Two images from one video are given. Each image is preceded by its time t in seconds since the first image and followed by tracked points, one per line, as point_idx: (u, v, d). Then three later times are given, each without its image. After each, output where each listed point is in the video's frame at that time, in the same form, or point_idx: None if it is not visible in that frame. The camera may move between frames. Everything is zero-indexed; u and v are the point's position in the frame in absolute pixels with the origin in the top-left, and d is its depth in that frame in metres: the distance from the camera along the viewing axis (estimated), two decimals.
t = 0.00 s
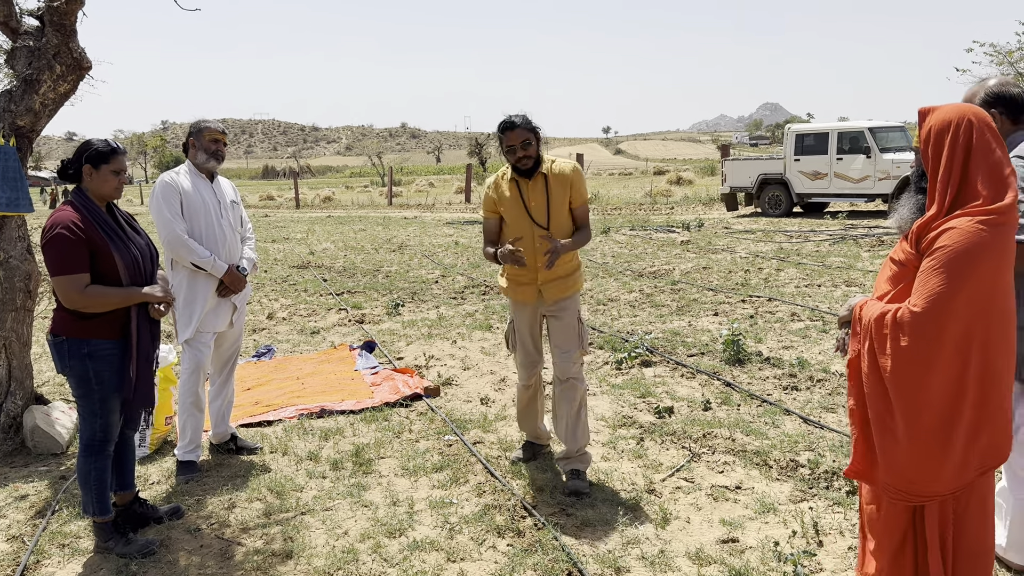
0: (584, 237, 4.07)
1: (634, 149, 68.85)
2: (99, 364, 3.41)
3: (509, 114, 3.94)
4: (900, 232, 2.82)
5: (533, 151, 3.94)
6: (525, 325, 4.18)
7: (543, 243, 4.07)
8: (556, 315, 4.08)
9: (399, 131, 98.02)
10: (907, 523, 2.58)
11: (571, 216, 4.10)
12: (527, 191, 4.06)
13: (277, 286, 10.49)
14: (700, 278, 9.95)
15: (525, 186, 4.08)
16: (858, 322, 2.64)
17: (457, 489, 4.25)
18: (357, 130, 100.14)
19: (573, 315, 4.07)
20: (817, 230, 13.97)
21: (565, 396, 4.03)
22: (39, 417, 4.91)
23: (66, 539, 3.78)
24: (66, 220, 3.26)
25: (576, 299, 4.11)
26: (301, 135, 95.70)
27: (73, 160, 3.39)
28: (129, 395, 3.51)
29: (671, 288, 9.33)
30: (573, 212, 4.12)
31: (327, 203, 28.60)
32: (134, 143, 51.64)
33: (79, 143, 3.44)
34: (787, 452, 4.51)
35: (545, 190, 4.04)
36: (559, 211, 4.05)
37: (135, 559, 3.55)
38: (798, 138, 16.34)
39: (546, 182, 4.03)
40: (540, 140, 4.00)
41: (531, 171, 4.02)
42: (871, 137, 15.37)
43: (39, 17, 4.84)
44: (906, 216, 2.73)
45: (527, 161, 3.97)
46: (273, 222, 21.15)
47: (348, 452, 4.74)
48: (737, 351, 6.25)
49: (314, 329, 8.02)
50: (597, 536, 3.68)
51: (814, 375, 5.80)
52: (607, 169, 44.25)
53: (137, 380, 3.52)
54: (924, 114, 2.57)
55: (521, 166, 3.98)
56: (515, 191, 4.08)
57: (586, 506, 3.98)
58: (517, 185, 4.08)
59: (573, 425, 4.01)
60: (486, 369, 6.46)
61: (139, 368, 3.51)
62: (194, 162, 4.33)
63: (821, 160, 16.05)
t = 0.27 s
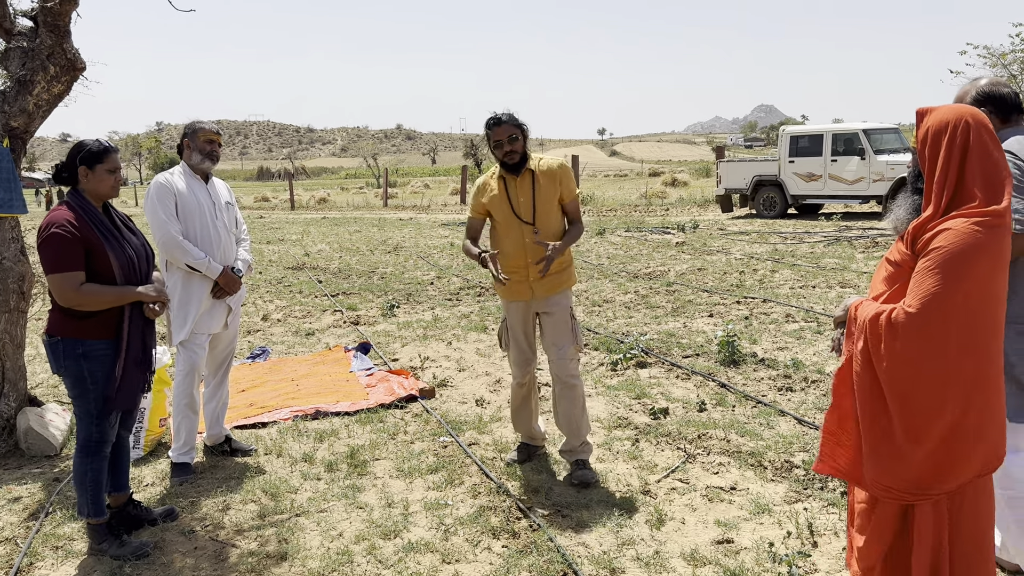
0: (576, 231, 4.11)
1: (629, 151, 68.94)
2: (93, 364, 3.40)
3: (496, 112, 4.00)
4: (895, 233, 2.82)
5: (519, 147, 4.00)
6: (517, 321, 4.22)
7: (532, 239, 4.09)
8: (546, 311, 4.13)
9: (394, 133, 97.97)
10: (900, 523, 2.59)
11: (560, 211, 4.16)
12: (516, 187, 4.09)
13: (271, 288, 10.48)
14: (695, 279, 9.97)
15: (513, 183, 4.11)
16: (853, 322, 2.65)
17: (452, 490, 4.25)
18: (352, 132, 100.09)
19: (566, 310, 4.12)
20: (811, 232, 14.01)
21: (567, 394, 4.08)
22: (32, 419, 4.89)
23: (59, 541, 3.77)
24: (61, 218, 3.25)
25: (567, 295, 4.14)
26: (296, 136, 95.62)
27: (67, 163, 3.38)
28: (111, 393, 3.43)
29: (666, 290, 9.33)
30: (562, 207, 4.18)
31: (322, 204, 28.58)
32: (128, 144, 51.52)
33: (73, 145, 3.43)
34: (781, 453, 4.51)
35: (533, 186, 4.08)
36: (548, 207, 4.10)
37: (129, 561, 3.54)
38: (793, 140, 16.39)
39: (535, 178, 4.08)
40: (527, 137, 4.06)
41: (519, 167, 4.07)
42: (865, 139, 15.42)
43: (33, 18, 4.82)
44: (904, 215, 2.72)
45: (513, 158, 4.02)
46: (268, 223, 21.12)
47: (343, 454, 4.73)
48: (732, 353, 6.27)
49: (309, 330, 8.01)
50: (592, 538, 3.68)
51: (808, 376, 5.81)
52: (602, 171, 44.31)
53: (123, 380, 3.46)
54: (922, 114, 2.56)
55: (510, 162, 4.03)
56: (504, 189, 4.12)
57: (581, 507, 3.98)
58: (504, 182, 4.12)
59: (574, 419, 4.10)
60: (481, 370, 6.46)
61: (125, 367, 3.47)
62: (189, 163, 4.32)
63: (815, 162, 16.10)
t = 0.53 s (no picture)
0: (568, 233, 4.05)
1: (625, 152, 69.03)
2: (91, 364, 3.39)
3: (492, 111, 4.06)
4: (890, 234, 2.83)
5: (514, 147, 4.03)
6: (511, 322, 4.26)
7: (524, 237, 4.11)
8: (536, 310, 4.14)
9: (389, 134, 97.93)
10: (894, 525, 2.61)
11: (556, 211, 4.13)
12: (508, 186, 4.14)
13: (266, 290, 10.46)
14: (690, 281, 9.98)
15: (509, 182, 4.15)
16: (849, 324, 2.66)
17: (447, 492, 4.25)
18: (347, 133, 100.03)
19: (555, 311, 4.09)
20: (806, 233, 14.04)
21: (558, 394, 4.10)
22: (26, 421, 4.87)
23: (53, 544, 3.76)
24: (57, 221, 3.25)
25: (560, 296, 4.13)
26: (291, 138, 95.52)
27: (61, 169, 3.35)
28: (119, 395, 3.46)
29: (662, 291, 9.34)
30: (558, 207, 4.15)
31: (317, 205, 28.55)
32: (123, 145, 51.39)
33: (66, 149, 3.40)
34: (776, 454, 4.52)
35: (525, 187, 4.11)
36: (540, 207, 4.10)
37: (123, 564, 3.53)
38: (788, 142, 16.43)
39: (530, 178, 4.11)
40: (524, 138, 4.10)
41: (514, 166, 4.10)
42: (859, 141, 15.47)
43: (27, 19, 4.81)
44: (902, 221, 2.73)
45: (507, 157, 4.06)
46: (263, 224, 21.08)
47: (338, 456, 4.73)
48: (727, 354, 6.28)
49: (304, 332, 7.99)
50: (587, 539, 3.69)
51: (803, 377, 5.82)
52: (597, 172, 44.35)
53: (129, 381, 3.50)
54: (917, 116, 2.57)
55: (501, 161, 4.07)
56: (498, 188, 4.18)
57: (576, 509, 3.98)
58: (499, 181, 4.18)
59: (567, 420, 4.14)
60: (476, 371, 6.46)
61: (131, 367, 3.50)
62: (184, 165, 4.32)
63: (810, 164, 16.14)
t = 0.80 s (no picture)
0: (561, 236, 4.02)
1: (621, 154, 69.12)
2: (90, 366, 3.39)
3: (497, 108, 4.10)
4: (887, 235, 2.84)
5: (510, 146, 4.06)
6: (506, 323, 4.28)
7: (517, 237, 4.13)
8: (528, 313, 4.14)
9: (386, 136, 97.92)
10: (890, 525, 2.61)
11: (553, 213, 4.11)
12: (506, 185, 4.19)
13: (263, 291, 10.45)
14: (687, 282, 9.99)
15: (509, 181, 4.19)
16: (845, 326, 2.67)
17: (443, 494, 4.24)
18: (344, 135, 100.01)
19: (547, 314, 4.09)
20: (802, 234, 14.07)
21: (552, 395, 4.10)
22: (21, 423, 4.85)
23: (48, 546, 3.74)
24: (52, 225, 3.24)
25: (552, 298, 4.11)
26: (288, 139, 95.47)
27: (56, 170, 3.36)
28: (110, 398, 3.41)
29: (658, 292, 9.35)
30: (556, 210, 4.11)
31: (313, 207, 28.54)
32: (119, 147, 51.31)
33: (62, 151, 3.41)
34: (772, 455, 4.52)
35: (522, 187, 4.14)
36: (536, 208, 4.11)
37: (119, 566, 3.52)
38: (784, 143, 16.46)
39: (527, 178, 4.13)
40: (526, 140, 4.10)
41: (512, 164, 4.13)
42: (855, 142, 15.50)
43: (23, 20, 4.80)
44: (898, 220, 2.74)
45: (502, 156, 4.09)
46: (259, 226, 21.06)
47: (334, 457, 4.72)
48: (723, 355, 6.28)
49: (300, 333, 7.98)
50: (583, 541, 3.68)
51: (799, 378, 5.83)
52: (594, 174, 44.39)
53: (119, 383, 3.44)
54: (913, 117, 2.57)
55: (498, 159, 4.12)
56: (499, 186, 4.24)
57: (572, 510, 3.98)
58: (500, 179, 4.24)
59: (562, 422, 4.13)
60: (473, 373, 6.46)
61: (121, 369, 3.45)
62: (180, 166, 4.31)
63: (806, 165, 16.17)
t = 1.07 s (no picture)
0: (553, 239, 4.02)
1: (619, 156, 69.17)
2: (90, 369, 3.38)
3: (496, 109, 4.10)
4: (884, 236, 2.84)
5: (507, 146, 4.05)
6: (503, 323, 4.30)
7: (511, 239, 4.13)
8: (522, 313, 4.14)
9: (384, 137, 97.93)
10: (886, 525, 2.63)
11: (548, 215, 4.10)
12: (503, 186, 4.20)
13: (260, 293, 10.44)
14: (684, 284, 9.99)
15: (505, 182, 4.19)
16: (842, 327, 2.68)
17: (440, 496, 4.24)
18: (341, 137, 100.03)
19: (541, 316, 4.08)
20: (799, 236, 14.09)
21: (547, 397, 4.10)
22: (17, 426, 4.84)
23: (44, 549, 3.73)
24: (49, 229, 3.23)
25: (546, 300, 4.11)
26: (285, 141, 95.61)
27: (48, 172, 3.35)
28: (115, 401, 3.42)
29: (656, 294, 9.36)
30: (551, 212, 4.10)
31: (311, 209, 28.52)
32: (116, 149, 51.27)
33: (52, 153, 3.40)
34: (769, 456, 4.52)
35: (518, 188, 4.14)
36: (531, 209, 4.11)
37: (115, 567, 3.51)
38: (781, 145, 16.49)
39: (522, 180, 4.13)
40: (524, 141, 4.10)
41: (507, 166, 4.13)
42: (852, 144, 15.53)
43: (19, 22, 4.79)
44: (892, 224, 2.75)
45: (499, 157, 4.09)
46: (257, 228, 21.04)
47: (331, 459, 4.71)
48: (720, 356, 6.28)
49: (297, 335, 7.97)
50: (581, 542, 3.68)
51: (796, 380, 5.83)
52: (591, 176, 44.41)
53: (123, 387, 3.45)
54: (910, 118, 2.57)
55: (495, 160, 4.12)
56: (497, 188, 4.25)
57: (570, 512, 3.98)
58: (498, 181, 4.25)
59: (556, 423, 4.13)
60: (470, 375, 6.45)
61: (125, 371, 3.46)
62: (177, 168, 4.30)
63: (803, 167, 16.20)
